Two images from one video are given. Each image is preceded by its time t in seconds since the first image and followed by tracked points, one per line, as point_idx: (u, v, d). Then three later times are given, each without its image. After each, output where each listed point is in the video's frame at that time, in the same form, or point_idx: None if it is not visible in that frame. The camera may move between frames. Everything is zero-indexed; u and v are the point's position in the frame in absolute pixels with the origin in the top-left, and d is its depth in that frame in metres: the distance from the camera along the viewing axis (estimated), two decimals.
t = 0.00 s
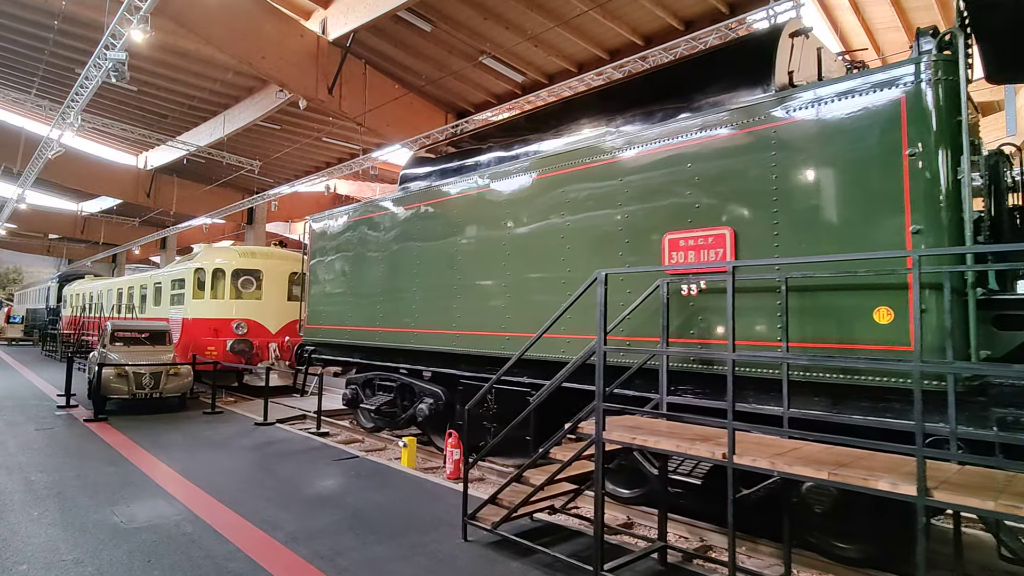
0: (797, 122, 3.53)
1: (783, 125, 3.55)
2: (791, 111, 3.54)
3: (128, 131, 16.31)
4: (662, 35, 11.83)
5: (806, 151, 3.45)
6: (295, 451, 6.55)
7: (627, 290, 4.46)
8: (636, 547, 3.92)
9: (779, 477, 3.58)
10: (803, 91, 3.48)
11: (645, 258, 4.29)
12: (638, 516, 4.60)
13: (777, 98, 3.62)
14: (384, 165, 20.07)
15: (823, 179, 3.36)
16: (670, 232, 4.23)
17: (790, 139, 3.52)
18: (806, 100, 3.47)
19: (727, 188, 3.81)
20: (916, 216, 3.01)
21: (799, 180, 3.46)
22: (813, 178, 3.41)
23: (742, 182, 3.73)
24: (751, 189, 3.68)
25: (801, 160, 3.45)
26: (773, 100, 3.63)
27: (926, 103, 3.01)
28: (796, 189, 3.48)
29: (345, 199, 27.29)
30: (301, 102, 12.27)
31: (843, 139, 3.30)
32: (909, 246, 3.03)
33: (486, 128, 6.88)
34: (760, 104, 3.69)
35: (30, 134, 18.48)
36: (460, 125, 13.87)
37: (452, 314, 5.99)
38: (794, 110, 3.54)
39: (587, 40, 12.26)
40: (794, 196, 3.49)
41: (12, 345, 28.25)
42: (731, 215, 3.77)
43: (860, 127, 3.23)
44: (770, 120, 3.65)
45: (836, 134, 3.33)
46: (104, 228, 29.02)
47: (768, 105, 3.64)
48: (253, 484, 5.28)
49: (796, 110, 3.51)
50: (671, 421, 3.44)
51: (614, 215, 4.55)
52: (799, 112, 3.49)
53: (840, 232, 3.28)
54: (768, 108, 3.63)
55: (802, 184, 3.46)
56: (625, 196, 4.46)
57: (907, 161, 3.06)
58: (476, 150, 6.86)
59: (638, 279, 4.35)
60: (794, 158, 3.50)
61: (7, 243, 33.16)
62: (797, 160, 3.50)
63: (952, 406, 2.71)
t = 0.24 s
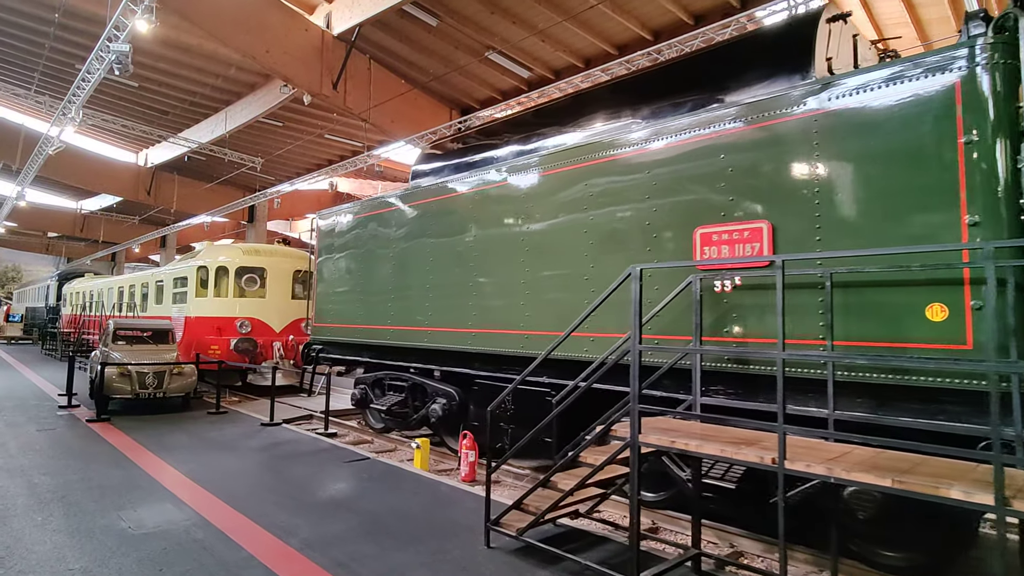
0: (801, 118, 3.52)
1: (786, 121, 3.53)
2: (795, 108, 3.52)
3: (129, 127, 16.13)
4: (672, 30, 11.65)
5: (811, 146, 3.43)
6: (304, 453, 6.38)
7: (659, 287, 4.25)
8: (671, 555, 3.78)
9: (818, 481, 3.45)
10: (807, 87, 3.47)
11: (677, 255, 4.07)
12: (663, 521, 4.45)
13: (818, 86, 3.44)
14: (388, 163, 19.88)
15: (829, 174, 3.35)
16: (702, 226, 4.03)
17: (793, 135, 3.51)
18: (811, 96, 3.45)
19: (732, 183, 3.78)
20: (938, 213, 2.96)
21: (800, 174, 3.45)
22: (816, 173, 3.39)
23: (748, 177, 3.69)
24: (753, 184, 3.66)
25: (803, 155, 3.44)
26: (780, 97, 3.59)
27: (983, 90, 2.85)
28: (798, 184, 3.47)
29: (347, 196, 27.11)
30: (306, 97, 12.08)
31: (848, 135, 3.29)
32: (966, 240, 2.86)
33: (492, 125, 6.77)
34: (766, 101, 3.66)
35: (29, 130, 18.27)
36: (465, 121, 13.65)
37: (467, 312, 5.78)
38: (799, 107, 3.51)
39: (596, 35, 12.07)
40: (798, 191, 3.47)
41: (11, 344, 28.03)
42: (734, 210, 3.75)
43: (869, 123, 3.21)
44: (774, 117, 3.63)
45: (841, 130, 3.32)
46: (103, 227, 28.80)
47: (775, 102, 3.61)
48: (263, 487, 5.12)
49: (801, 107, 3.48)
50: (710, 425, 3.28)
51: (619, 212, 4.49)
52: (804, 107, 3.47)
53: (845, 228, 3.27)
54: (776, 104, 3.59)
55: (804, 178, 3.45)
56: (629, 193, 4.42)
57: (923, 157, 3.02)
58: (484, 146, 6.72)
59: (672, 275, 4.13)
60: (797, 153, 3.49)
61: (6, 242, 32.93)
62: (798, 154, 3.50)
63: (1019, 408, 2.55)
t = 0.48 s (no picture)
0: (812, 116, 3.49)
1: (797, 119, 3.50)
2: (807, 106, 3.49)
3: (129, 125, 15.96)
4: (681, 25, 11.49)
5: (822, 144, 3.40)
6: (312, 456, 6.23)
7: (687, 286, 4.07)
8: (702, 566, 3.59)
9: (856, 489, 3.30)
10: (820, 86, 3.44)
11: (709, 252, 3.87)
12: (687, 528, 4.30)
13: (856, 77, 3.30)
14: (390, 161, 19.70)
15: (840, 170, 3.31)
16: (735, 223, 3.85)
17: (804, 132, 3.48)
18: (823, 95, 3.42)
19: (742, 180, 3.74)
20: (961, 210, 2.88)
21: (810, 171, 3.43)
22: (826, 170, 3.37)
23: (760, 174, 3.66)
24: (763, 181, 3.63)
25: (817, 155, 3.41)
26: (793, 95, 3.56)
27: None
28: (808, 181, 3.44)
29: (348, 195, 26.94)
30: (310, 93, 11.92)
31: (860, 133, 3.26)
32: None
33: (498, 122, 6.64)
34: (778, 99, 3.62)
35: (29, 128, 18.09)
36: (468, 119, 13.46)
37: (480, 312, 5.60)
38: (811, 105, 3.48)
39: (604, 31, 11.90)
40: (809, 189, 3.44)
41: (10, 344, 27.84)
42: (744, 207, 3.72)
43: (882, 121, 3.18)
44: (785, 115, 3.59)
45: (853, 127, 3.29)
46: (103, 225, 28.61)
47: (787, 100, 3.57)
48: (273, 493, 4.97)
49: (814, 105, 3.45)
50: (748, 433, 3.12)
51: (624, 210, 4.45)
52: (816, 105, 3.44)
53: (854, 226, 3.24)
54: (787, 102, 3.55)
55: (814, 176, 3.43)
56: (636, 191, 4.37)
57: (940, 154, 2.97)
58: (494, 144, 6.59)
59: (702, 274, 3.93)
60: (808, 151, 3.46)
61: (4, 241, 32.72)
62: (809, 151, 3.47)
63: None
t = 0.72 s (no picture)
0: (822, 111, 3.42)
1: (806, 114, 3.44)
2: (815, 101, 3.43)
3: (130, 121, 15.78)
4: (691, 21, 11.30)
5: (834, 138, 3.33)
6: (320, 458, 6.08)
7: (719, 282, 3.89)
8: (737, 574, 3.40)
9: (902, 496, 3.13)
10: (829, 80, 3.38)
11: (744, 246, 3.68)
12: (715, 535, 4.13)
13: (901, 61, 3.11)
14: (393, 158, 19.52)
15: (854, 165, 3.23)
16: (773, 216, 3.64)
17: (814, 127, 3.41)
18: (832, 88, 3.36)
19: (753, 176, 3.67)
20: (1012, 202, 2.71)
21: (823, 166, 3.35)
22: (839, 165, 3.28)
23: (771, 170, 3.58)
24: (775, 177, 3.55)
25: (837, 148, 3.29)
26: (801, 89, 3.50)
27: None
28: (820, 177, 3.37)
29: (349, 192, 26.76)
30: (314, 88, 11.75)
31: (872, 126, 3.19)
32: None
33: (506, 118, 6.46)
34: (785, 94, 3.56)
35: (28, 124, 17.88)
36: (472, 115, 13.26)
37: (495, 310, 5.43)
38: (821, 99, 3.42)
39: (612, 26, 11.72)
40: (823, 185, 3.36)
41: (9, 343, 27.67)
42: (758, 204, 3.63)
43: (896, 113, 3.10)
44: (794, 110, 3.52)
45: (866, 121, 3.21)
46: (102, 223, 28.39)
47: (795, 94, 3.51)
48: (284, 497, 4.82)
49: (823, 99, 3.39)
50: (790, 436, 2.97)
51: (630, 210, 4.39)
52: (826, 100, 3.37)
53: (872, 221, 3.14)
54: (796, 96, 3.49)
55: (826, 171, 3.35)
56: (645, 189, 4.30)
57: (982, 144, 2.82)
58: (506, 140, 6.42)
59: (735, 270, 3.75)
60: (820, 146, 3.39)
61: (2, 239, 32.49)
62: (820, 146, 3.40)
63: None
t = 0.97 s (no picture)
0: (830, 107, 3.38)
1: (812, 110, 3.41)
2: (824, 96, 3.39)
3: (130, 117, 15.60)
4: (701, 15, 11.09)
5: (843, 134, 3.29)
6: (329, 461, 5.91)
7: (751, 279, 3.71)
8: None
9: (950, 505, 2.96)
10: (837, 75, 3.35)
11: (781, 242, 3.51)
12: (744, 542, 3.98)
13: (951, 46, 2.94)
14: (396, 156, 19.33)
15: (866, 160, 3.18)
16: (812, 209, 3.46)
17: (823, 123, 3.37)
18: (876, 75, 3.19)
19: (762, 174, 3.62)
20: None
21: (834, 162, 3.30)
22: (850, 161, 3.23)
23: (779, 167, 3.54)
24: (785, 174, 3.51)
25: (843, 143, 3.26)
26: (808, 85, 3.47)
27: None
28: (830, 173, 3.32)
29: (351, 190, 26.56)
30: (318, 84, 11.57)
31: (882, 122, 3.15)
32: None
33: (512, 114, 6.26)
34: (792, 91, 3.53)
35: (27, 121, 17.69)
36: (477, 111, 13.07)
37: (509, 309, 5.26)
38: (828, 95, 3.38)
39: (621, 21, 11.51)
40: (834, 182, 3.30)
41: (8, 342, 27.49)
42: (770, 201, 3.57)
43: (907, 107, 3.07)
44: (802, 106, 3.49)
45: (875, 117, 3.18)
46: (101, 221, 28.17)
47: (803, 91, 3.48)
48: (293, 502, 4.66)
49: (831, 95, 3.35)
50: (836, 442, 2.80)
51: (633, 209, 4.36)
52: (833, 95, 3.34)
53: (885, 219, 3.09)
54: (803, 93, 3.46)
55: (836, 167, 3.30)
56: (649, 188, 4.25)
57: None
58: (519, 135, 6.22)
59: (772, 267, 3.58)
60: (828, 142, 3.34)
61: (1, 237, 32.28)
62: (829, 142, 3.35)
63: None
